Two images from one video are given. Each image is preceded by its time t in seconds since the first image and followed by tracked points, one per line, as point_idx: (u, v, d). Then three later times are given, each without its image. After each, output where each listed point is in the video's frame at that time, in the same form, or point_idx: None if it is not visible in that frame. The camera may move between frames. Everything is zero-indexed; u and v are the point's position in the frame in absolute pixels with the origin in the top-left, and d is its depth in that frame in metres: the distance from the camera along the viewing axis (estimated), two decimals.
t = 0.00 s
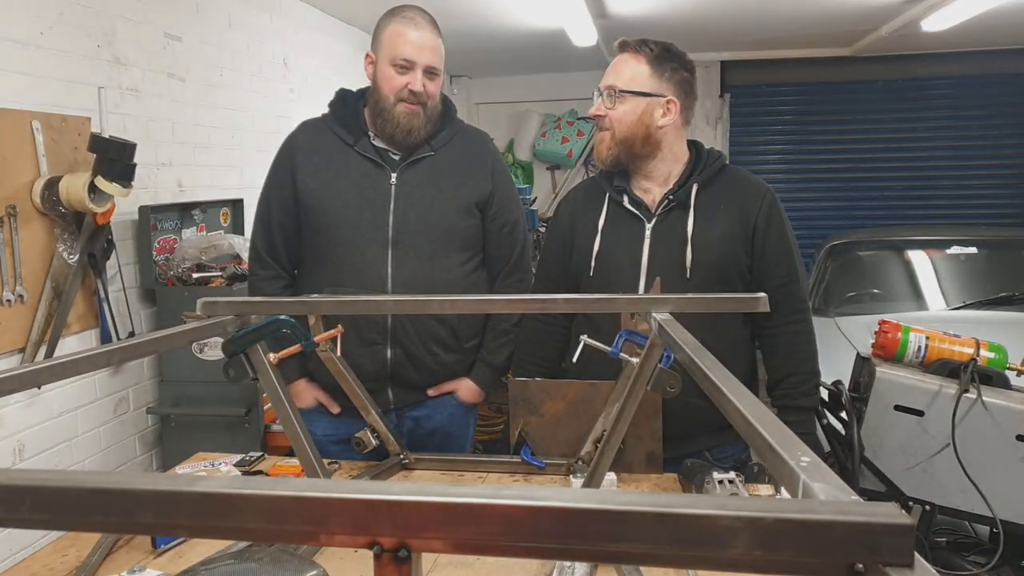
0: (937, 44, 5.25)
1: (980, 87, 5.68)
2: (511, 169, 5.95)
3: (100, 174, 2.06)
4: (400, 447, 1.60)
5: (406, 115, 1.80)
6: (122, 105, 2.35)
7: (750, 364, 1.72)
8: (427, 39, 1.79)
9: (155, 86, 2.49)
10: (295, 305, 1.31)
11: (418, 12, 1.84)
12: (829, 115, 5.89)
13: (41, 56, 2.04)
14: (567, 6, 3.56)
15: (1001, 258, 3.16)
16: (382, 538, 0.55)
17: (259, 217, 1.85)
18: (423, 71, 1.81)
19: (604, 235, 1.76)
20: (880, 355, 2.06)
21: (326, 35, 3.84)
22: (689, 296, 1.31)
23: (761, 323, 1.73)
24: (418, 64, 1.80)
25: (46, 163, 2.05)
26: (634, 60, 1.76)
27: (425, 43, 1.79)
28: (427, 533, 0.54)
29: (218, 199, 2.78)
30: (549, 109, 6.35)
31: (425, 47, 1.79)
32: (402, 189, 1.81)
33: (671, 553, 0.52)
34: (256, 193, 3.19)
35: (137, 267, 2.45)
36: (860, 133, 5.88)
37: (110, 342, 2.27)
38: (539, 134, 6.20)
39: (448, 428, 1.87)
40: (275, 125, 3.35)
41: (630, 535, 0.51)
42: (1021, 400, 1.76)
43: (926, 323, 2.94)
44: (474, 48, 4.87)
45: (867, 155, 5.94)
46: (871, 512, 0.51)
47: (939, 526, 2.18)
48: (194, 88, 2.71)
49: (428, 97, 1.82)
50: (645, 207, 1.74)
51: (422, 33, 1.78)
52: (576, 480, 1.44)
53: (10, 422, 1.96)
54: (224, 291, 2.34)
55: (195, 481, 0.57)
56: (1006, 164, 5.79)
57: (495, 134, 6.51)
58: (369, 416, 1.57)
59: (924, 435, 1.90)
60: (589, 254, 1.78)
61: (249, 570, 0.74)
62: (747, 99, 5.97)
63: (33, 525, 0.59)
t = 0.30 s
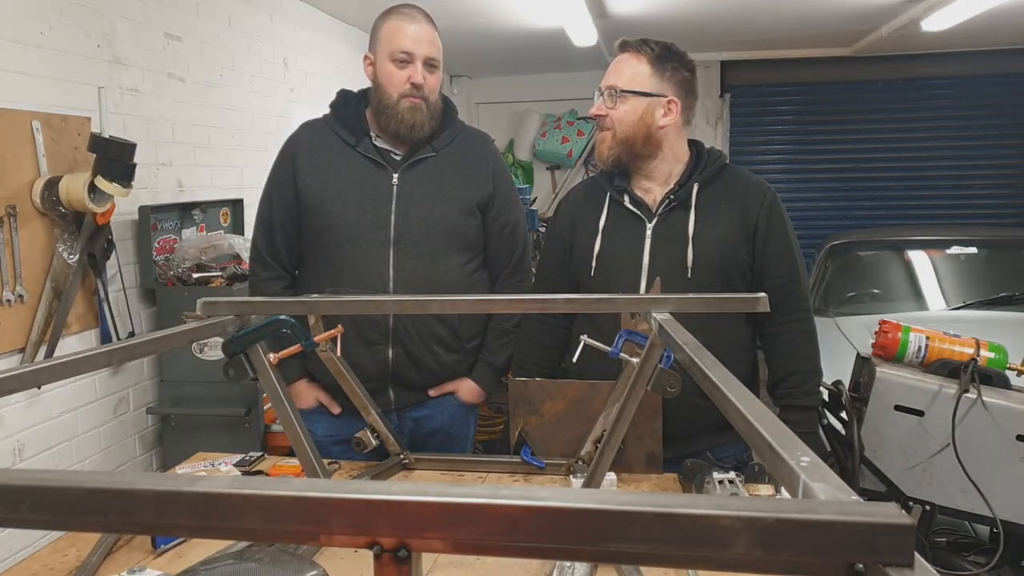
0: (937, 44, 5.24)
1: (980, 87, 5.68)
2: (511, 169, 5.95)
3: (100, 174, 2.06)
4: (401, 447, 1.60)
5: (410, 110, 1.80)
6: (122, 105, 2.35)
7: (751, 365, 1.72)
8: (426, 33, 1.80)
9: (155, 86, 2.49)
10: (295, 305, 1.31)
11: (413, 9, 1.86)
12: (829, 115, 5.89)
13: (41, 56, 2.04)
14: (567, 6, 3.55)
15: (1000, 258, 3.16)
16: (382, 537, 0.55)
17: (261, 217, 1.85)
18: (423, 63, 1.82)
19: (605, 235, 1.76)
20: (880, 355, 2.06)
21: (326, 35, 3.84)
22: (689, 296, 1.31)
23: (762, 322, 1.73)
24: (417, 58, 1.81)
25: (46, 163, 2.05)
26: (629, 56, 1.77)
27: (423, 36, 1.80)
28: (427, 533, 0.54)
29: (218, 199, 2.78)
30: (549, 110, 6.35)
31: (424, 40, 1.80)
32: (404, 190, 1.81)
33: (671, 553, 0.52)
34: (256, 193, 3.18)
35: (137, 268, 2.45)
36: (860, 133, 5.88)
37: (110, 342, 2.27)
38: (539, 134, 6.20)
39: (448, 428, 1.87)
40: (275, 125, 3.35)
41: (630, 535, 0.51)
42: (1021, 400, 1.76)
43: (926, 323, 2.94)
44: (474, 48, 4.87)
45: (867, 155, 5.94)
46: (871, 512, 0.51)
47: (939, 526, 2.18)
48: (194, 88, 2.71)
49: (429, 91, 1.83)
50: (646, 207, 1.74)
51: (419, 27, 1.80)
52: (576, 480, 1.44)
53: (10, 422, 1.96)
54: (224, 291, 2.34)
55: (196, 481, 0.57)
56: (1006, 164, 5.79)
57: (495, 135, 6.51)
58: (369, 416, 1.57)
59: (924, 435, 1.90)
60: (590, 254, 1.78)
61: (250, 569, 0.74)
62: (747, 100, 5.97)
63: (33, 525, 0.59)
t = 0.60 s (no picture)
0: (938, 44, 5.24)
1: (981, 87, 5.68)
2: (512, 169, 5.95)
3: (100, 174, 2.06)
4: (400, 447, 1.60)
5: (406, 112, 1.80)
6: (123, 105, 2.35)
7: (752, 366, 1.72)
8: (424, 34, 1.80)
9: (155, 86, 2.49)
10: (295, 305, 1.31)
11: (410, 9, 1.85)
12: (829, 115, 5.89)
13: (41, 56, 2.04)
14: (568, 5, 3.55)
15: (1001, 258, 3.16)
16: (382, 538, 0.55)
17: (258, 219, 1.85)
18: (418, 66, 1.82)
19: (606, 235, 1.76)
20: (880, 355, 2.06)
21: (326, 35, 3.84)
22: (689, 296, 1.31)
23: (762, 323, 1.73)
24: (414, 59, 1.81)
25: (45, 163, 2.05)
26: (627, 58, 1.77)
27: (419, 37, 1.80)
28: (428, 533, 0.54)
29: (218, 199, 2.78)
30: (549, 109, 6.35)
31: (421, 42, 1.80)
32: (402, 190, 1.81)
33: (671, 553, 0.52)
34: (256, 193, 3.18)
35: (137, 268, 2.45)
36: (860, 133, 5.88)
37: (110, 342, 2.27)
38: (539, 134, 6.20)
39: (448, 429, 1.87)
40: (275, 125, 3.35)
41: (631, 535, 0.51)
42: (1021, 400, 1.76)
43: (926, 323, 2.94)
44: (474, 48, 4.87)
45: (867, 155, 5.94)
46: (871, 512, 0.51)
47: (939, 526, 2.18)
48: (194, 88, 2.71)
49: (426, 93, 1.83)
50: (647, 207, 1.74)
51: (415, 28, 1.80)
52: (576, 480, 1.44)
53: (10, 422, 1.96)
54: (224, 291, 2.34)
55: (195, 481, 0.57)
56: (1006, 163, 5.79)
57: (495, 135, 6.51)
58: (369, 416, 1.56)
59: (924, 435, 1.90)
60: (591, 255, 1.78)
61: (250, 569, 0.74)
62: (747, 100, 5.97)
63: (34, 525, 0.59)
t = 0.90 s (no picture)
0: (937, 44, 5.24)
1: (980, 87, 5.68)
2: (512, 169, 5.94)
3: (100, 174, 2.06)
4: (400, 447, 1.60)
5: (411, 112, 1.80)
6: (123, 105, 2.35)
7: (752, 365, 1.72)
8: (425, 36, 1.81)
9: (155, 86, 2.49)
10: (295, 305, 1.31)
11: (407, 10, 1.87)
12: (829, 115, 5.89)
13: (41, 56, 2.04)
14: (568, 5, 3.55)
15: (1001, 258, 3.16)
16: (382, 537, 0.55)
17: (253, 220, 1.84)
18: (423, 67, 1.83)
19: (607, 235, 1.77)
20: (880, 354, 2.06)
21: (326, 35, 3.84)
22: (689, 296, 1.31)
23: (762, 323, 1.73)
24: (418, 62, 1.82)
25: (45, 163, 2.05)
26: (625, 58, 1.78)
27: (422, 38, 1.81)
28: (427, 533, 0.54)
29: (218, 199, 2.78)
30: (549, 110, 6.35)
31: (423, 43, 1.81)
32: (397, 190, 1.81)
33: (671, 553, 0.52)
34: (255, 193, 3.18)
35: (137, 268, 2.45)
36: (860, 133, 5.88)
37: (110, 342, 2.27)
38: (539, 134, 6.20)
39: (446, 428, 1.88)
40: (276, 125, 3.35)
41: (631, 535, 0.51)
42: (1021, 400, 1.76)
43: (925, 323, 2.94)
44: (474, 48, 4.87)
45: (867, 155, 5.94)
46: (871, 512, 0.51)
47: (939, 526, 2.18)
48: (194, 87, 2.71)
49: (429, 94, 1.84)
50: (647, 206, 1.74)
51: (417, 29, 1.81)
52: (576, 480, 1.44)
53: (10, 422, 1.96)
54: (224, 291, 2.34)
55: (195, 481, 0.57)
56: (1006, 163, 5.79)
57: (495, 135, 6.50)
58: (369, 416, 1.56)
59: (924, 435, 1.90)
60: (591, 255, 1.78)
61: (250, 569, 0.74)
62: (747, 100, 5.97)
63: (34, 525, 0.59)
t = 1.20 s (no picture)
0: (938, 44, 5.24)
1: (981, 87, 5.68)
2: (512, 169, 5.94)
3: (100, 174, 2.07)
4: (401, 448, 1.60)
5: (404, 119, 1.80)
6: (122, 105, 2.35)
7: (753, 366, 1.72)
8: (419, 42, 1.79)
9: (155, 86, 2.49)
10: (295, 305, 1.31)
11: (400, 14, 1.84)
12: (829, 115, 5.89)
13: (41, 56, 2.04)
14: (568, 5, 3.55)
15: (1001, 258, 3.16)
16: (382, 537, 0.55)
17: (238, 222, 1.80)
18: (417, 75, 1.82)
19: (606, 235, 1.76)
20: (880, 354, 2.06)
21: (325, 35, 3.84)
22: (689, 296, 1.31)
23: (762, 323, 1.73)
24: (413, 69, 1.81)
25: (45, 163, 2.05)
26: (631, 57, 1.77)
27: (417, 47, 1.79)
28: (427, 534, 0.54)
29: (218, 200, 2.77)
30: (549, 110, 6.35)
31: (417, 51, 1.79)
32: (390, 193, 1.82)
33: (671, 553, 0.52)
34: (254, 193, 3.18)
35: (137, 268, 2.45)
36: (860, 133, 5.88)
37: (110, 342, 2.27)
38: (539, 134, 6.20)
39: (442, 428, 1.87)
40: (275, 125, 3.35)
41: (630, 535, 0.51)
42: (1021, 400, 1.76)
43: (926, 323, 2.94)
44: (474, 48, 4.86)
45: (867, 155, 5.94)
46: (871, 512, 0.51)
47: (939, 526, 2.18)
48: (194, 88, 2.71)
49: (421, 100, 1.84)
50: (648, 207, 1.74)
51: (412, 37, 1.79)
52: (576, 480, 1.44)
53: (10, 422, 1.96)
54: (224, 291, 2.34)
55: (195, 481, 0.57)
56: (1006, 163, 5.79)
57: (495, 135, 6.50)
58: (369, 416, 1.56)
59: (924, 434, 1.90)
60: (591, 255, 1.78)
61: (252, 569, 0.74)
62: (747, 100, 5.97)
63: (35, 525, 0.59)
